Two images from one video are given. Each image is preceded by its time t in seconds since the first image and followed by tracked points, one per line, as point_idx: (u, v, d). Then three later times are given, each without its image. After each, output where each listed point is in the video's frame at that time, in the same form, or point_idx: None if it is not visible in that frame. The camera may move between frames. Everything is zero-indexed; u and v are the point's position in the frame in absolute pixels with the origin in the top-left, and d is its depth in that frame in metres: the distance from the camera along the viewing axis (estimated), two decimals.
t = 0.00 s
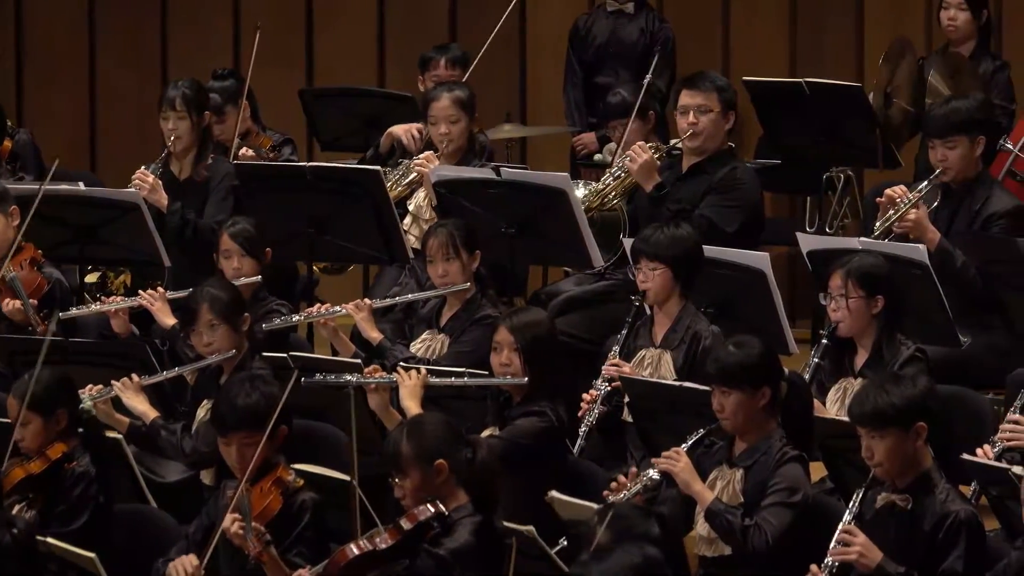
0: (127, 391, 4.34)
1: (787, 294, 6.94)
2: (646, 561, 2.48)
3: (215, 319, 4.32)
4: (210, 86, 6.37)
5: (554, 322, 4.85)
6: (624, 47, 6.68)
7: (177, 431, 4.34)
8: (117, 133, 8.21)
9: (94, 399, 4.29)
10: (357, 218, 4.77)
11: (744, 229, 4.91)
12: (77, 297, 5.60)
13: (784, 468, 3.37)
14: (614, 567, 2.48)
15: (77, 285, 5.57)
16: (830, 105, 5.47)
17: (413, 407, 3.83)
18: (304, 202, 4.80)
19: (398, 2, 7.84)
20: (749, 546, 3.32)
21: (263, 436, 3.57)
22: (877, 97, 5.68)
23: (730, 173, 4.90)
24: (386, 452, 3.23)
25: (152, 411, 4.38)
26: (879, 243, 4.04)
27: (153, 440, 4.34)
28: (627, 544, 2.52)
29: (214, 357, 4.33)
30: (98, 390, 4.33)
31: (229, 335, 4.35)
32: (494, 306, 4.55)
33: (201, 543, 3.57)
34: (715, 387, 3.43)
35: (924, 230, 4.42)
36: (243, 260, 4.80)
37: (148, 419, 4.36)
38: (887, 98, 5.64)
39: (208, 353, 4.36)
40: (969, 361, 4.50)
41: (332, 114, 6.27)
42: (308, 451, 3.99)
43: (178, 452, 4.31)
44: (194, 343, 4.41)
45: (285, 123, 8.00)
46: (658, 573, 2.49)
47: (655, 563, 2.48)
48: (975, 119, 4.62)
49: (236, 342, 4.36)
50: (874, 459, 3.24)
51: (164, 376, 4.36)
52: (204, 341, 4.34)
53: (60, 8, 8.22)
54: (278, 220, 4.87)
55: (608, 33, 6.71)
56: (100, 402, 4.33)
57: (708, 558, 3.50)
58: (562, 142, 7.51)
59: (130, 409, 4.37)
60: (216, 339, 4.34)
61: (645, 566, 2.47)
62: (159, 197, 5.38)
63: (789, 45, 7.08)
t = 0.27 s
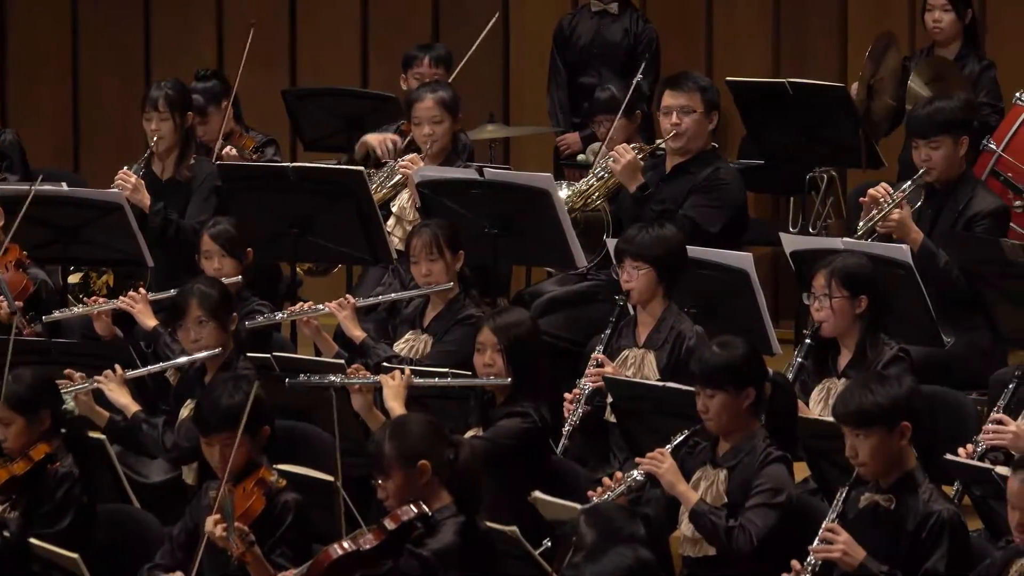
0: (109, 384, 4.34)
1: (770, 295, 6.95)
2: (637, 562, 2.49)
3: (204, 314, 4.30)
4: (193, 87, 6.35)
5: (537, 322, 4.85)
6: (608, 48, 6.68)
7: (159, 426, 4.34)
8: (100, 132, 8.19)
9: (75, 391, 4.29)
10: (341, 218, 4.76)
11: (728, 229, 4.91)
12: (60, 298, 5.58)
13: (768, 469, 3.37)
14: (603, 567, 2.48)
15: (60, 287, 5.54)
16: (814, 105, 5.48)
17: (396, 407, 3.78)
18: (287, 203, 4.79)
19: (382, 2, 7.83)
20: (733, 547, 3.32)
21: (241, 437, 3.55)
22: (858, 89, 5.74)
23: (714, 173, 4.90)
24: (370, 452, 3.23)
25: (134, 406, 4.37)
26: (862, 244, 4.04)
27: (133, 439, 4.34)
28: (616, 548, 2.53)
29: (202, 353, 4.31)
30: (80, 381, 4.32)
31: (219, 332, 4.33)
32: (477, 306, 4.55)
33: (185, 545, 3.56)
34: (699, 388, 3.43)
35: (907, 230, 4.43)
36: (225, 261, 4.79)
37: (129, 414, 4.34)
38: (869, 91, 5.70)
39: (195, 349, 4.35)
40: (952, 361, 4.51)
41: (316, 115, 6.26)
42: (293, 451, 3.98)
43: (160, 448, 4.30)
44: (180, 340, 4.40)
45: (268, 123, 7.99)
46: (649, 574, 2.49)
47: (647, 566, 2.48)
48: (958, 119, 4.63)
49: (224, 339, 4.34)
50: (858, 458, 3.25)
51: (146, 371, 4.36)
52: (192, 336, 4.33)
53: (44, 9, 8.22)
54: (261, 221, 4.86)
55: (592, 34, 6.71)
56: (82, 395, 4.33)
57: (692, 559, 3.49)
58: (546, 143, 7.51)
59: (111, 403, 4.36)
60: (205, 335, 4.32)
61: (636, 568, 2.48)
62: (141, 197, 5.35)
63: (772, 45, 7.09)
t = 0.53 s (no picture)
0: (92, 380, 4.31)
1: (751, 295, 6.96)
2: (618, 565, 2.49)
3: (189, 314, 4.28)
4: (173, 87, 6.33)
5: (517, 323, 4.86)
6: (590, 48, 6.68)
7: (140, 423, 4.28)
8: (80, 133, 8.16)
9: (56, 386, 4.26)
10: (321, 219, 4.74)
11: (708, 230, 4.92)
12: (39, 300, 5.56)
13: (749, 469, 3.37)
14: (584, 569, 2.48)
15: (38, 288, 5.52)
16: (794, 105, 5.48)
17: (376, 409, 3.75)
18: (267, 203, 4.77)
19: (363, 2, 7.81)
20: (714, 547, 3.31)
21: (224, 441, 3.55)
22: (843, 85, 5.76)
23: (694, 173, 4.90)
24: (349, 453, 3.22)
25: (116, 403, 4.33)
26: (842, 244, 4.04)
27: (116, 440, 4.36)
28: (597, 550, 2.53)
29: (184, 352, 4.28)
30: (62, 377, 4.30)
31: (202, 331, 4.30)
32: (458, 307, 4.54)
33: (164, 546, 3.55)
34: (680, 388, 3.43)
35: (887, 230, 4.44)
36: (204, 260, 4.83)
37: (111, 410, 4.31)
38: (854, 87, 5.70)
39: (179, 348, 4.31)
40: (932, 361, 4.53)
41: (296, 116, 6.25)
42: (274, 451, 3.98)
43: (141, 445, 4.22)
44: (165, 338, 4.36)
45: (249, 124, 7.97)
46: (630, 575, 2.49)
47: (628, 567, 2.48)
48: (938, 120, 4.64)
49: (208, 338, 4.31)
50: (837, 458, 3.25)
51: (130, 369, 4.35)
52: (176, 335, 4.30)
53: (24, 10, 8.19)
54: (242, 222, 4.85)
55: (574, 34, 6.71)
56: (63, 390, 4.31)
57: (673, 559, 3.48)
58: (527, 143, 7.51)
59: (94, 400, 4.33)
60: (188, 334, 4.29)
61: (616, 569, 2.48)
62: (122, 198, 5.31)
63: (753, 46, 7.09)
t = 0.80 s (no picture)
0: (78, 381, 4.30)
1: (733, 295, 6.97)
2: (599, 562, 2.49)
3: (174, 313, 4.26)
4: (155, 87, 6.31)
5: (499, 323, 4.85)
6: (574, 48, 6.68)
7: (126, 423, 4.26)
8: (62, 133, 8.14)
9: (40, 387, 4.26)
10: (303, 219, 4.73)
11: (691, 230, 4.92)
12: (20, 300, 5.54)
13: (732, 470, 3.38)
14: (565, 567, 2.48)
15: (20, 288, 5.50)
16: (777, 106, 5.49)
17: (358, 409, 3.79)
18: (249, 203, 4.76)
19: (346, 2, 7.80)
20: (697, 548, 3.31)
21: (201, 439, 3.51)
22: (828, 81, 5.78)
23: (676, 173, 4.90)
24: (332, 453, 3.22)
25: (102, 403, 4.32)
26: (823, 244, 4.05)
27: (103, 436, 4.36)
28: (578, 548, 2.53)
29: (169, 352, 4.27)
30: (47, 378, 4.30)
31: (188, 330, 4.28)
32: (440, 308, 4.53)
33: (146, 547, 3.53)
34: (662, 388, 3.43)
35: (869, 231, 4.42)
36: (185, 261, 4.83)
37: (97, 410, 4.30)
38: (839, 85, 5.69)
39: (165, 347, 4.30)
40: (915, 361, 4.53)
41: (278, 116, 6.23)
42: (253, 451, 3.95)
43: (127, 446, 4.21)
44: (151, 337, 4.34)
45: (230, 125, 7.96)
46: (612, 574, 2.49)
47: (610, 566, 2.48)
48: (920, 120, 4.65)
49: (193, 338, 4.29)
50: (818, 460, 3.25)
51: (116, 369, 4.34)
52: (161, 333, 4.28)
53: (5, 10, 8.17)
54: (223, 222, 4.84)
55: (558, 34, 6.71)
56: (48, 391, 4.31)
57: (657, 560, 3.47)
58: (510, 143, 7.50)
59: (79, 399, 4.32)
60: (174, 331, 4.27)
61: (599, 567, 2.48)
62: (106, 199, 5.33)
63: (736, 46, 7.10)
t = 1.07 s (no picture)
0: (64, 380, 4.29)
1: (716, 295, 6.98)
2: (578, 562, 2.48)
3: (162, 313, 4.24)
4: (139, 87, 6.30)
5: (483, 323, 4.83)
6: (560, 48, 6.67)
7: (112, 421, 4.22)
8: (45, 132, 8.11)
9: (26, 385, 4.23)
10: (287, 219, 4.72)
11: (674, 231, 4.92)
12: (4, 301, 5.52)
13: (716, 470, 3.37)
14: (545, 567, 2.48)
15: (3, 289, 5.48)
16: (761, 106, 5.49)
17: (341, 410, 3.82)
18: (233, 203, 4.75)
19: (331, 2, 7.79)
20: (680, 548, 3.31)
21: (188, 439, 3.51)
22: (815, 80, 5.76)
23: (659, 174, 4.90)
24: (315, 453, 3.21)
25: (87, 403, 4.32)
26: (808, 245, 4.04)
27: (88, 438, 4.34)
28: (559, 549, 2.52)
29: (156, 352, 4.25)
30: (33, 377, 4.28)
31: (175, 331, 4.27)
32: (424, 308, 4.52)
33: (130, 546, 3.52)
34: (647, 388, 3.42)
35: (853, 231, 4.45)
36: (169, 261, 4.79)
37: (82, 410, 4.29)
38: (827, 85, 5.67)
39: (152, 347, 4.29)
40: (899, 362, 4.54)
41: (262, 117, 6.22)
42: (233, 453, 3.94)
43: (111, 443, 4.19)
44: (136, 337, 4.33)
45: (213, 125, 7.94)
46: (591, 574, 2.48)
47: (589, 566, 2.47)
48: (904, 121, 4.66)
49: (180, 339, 4.28)
50: (801, 462, 3.24)
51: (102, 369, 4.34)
52: (148, 334, 4.27)
53: None
54: (207, 223, 4.83)
55: (544, 34, 6.70)
56: (34, 390, 4.28)
57: (640, 560, 3.47)
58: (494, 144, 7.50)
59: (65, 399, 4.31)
60: (161, 333, 4.26)
61: (579, 568, 2.48)
62: (91, 200, 5.31)
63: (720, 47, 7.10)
